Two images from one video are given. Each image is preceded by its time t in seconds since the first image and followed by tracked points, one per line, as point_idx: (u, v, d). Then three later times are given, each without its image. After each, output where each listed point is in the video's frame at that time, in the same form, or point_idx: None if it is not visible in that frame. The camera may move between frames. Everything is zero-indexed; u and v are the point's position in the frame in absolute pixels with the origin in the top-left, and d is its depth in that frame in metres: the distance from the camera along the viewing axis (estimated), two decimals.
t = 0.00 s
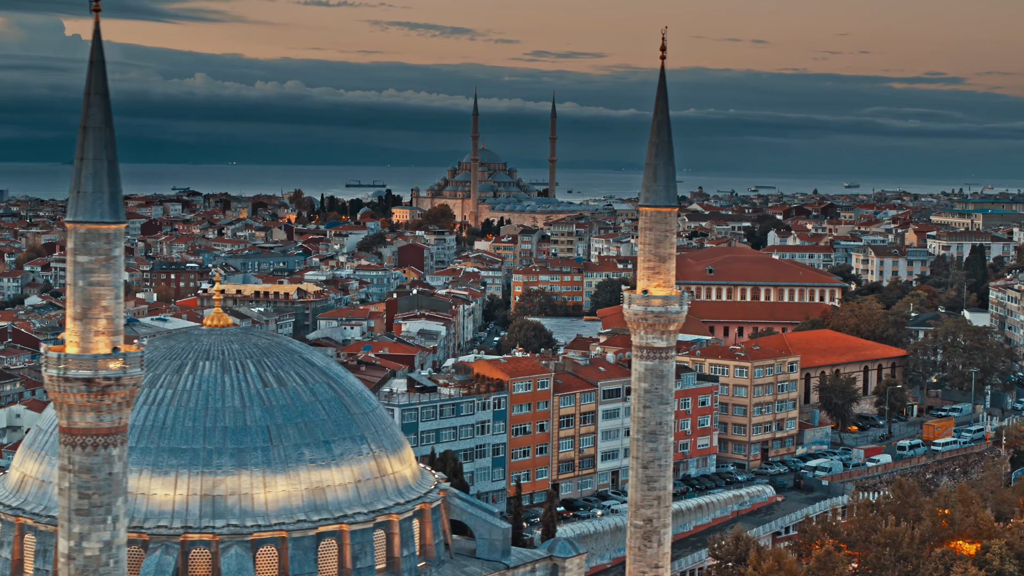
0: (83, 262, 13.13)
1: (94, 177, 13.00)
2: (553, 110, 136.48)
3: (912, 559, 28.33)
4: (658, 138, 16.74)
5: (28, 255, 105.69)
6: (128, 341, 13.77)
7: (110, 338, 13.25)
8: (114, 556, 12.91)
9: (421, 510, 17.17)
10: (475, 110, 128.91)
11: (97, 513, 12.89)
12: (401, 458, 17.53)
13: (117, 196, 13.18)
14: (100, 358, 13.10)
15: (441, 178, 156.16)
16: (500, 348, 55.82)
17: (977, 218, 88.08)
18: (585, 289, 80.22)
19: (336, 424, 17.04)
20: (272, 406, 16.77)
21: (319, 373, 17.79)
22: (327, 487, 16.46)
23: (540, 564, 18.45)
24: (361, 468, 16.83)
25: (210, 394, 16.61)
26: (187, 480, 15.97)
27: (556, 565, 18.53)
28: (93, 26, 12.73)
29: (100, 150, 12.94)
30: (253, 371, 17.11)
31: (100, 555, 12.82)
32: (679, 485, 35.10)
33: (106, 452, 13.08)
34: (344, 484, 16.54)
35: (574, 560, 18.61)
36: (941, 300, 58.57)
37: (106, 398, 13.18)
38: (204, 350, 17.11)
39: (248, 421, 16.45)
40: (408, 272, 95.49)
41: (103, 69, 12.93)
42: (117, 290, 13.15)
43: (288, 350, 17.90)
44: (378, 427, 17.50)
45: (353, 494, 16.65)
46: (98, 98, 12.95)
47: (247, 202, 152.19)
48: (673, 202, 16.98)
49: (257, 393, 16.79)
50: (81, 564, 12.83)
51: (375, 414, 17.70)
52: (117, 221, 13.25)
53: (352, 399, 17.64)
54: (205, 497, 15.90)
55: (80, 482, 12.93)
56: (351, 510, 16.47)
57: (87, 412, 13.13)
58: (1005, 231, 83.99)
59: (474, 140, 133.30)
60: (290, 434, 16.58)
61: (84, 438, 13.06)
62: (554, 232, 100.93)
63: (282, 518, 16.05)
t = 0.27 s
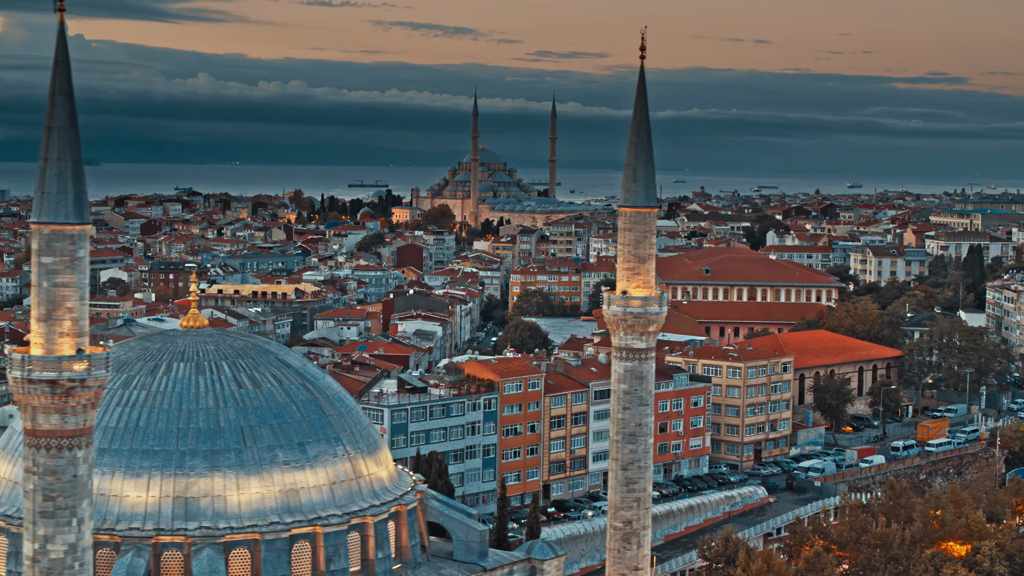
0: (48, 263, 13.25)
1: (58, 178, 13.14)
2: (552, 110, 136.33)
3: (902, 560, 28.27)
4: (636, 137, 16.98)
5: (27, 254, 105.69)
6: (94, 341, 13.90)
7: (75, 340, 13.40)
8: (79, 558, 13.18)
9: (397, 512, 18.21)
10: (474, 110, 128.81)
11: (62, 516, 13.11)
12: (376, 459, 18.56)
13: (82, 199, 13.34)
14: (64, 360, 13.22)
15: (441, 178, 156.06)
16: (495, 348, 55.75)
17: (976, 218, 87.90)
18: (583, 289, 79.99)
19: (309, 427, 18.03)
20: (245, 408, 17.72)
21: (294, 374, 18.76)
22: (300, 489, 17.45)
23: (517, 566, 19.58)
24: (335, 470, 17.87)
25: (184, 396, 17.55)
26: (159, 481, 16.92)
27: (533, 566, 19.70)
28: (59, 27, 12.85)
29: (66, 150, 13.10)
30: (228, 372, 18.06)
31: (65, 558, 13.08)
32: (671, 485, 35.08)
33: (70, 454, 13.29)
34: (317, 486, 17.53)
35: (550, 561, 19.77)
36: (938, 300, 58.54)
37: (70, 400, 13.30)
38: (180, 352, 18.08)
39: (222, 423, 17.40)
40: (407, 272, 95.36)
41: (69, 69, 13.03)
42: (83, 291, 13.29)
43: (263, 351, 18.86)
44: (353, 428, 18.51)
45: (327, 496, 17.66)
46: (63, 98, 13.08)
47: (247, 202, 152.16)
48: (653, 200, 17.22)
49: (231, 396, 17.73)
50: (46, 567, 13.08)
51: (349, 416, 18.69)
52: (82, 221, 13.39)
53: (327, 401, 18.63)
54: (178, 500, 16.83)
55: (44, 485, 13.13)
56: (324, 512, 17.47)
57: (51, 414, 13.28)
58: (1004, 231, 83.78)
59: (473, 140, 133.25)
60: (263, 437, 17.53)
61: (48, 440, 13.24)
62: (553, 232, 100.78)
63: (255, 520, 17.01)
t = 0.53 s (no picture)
0: (7, 263, 13.36)
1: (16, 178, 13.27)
2: (553, 110, 136.32)
3: (891, 562, 28.13)
4: (612, 138, 17.60)
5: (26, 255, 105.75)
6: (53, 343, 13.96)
7: (32, 341, 13.44)
8: (37, 561, 13.20)
9: (368, 514, 18.49)
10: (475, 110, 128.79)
11: (20, 519, 13.15)
12: (346, 462, 18.79)
13: (40, 198, 13.42)
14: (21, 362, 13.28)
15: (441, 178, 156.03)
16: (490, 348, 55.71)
17: (975, 219, 87.78)
18: (581, 289, 79.95)
19: (280, 428, 18.23)
20: (215, 409, 17.91)
21: (265, 376, 18.99)
22: (270, 491, 17.64)
23: (490, 569, 20.05)
24: (305, 472, 18.08)
25: (153, 397, 17.74)
26: (127, 483, 17.07)
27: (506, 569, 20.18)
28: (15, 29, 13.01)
29: (23, 150, 13.25)
30: (198, 374, 18.27)
31: (23, 561, 13.09)
32: (661, 487, 35.00)
33: (28, 456, 13.36)
34: (287, 488, 17.73)
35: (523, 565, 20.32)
36: (934, 300, 58.45)
37: (27, 401, 13.38)
38: (151, 354, 18.31)
39: (190, 424, 17.59)
40: (405, 272, 95.31)
41: (27, 70, 13.14)
42: (40, 292, 13.37)
43: (234, 354, 19.09)
44: (324, 431, 18.74)
45: (297, 498, 17.85)
46: (21, 98, 13.21)
47: (247, 202, 152.17)
48: (627, 202, 17.71)
49: (201, 397, 17.94)
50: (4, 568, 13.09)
51: (320, 418, 18.93)
52: (40, 222, 13.48)
53: (298, 403, 18.88)
54: (145, 502, 17.00)
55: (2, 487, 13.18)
56: (294, 514, 17.66)
57: (9, 415, 13.36)
58: (1003, 232, 83.67)
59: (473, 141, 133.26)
60: (232, 438, 17.73)
61: (6, 442, 13.30)
62: (551, 231, 100.68)
63: (223, 521, 17.18)
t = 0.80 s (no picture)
0: None
1: None
2: (553, 111, 136.25)
3: (881, 563, 28.06)
4: (591, 138, 18.18)
5: (24, 255, 105.77)
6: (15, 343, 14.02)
7: None
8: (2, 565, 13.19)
9: (343, 515, 18.82)
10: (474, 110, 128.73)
11: None
12: (321, 463, 19.14)
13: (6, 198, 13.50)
14: None
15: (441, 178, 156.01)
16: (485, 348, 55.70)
17: (974, 219, 87.66)
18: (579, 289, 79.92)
19: (254, 430, 18.58)
20: (189, 411, 18.26)
21: (240, 377, 19.36)
22: (243, 492, 17.97)
23: (468, 569, 20.26)
24: (279, 474, 18.41)
25: (127, 398, 18.09)
26: (99, 484, 17.38)
27: (484, 569, 20.38)
28: None
29: None
30: (172, 375, 18.64)
31: None
32: (652, 487, 34.92)
33: None
34: (260, 489, 18.06)
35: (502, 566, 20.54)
36: (931, 301, 58.37)
37: None
38: (125, 355, 18.68)
39: (164, 426, 17.94)
40: (403, 273, 95.24)
41: None
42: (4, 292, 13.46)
43: (209, 355, 19.47)
44: (298, 432, 19.10)
45: (270, 499, 18.17)
46: None
47: (247, 202, 152.11)
48: (606, 202, 18.20)
49: (174, 399, 18.29)
50: None
51: (295, 420, 19.28)
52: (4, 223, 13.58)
53: (274, 404, 19.23)
54: (117, 503, 17.31)
55: None
56: (267, 515, 17.98)
57: None
58: (1002, 232, 83.57)
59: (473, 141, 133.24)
60: (206, 439, 18.08)
61: None
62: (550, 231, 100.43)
63: (196, 523, 17.49)
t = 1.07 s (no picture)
0: None
1: None
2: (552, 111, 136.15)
3: (872, 564, 28.01)
4: (570, 139, 19.43)
5: (23, 254, 105.69)
6: None
7: None
8: None
9: (319, 517, 18.91)
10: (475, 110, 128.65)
11: None
12: (297, 463, 19.24)
13: None
14: None
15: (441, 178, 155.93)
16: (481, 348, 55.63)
17: (973, 219, 87.54)
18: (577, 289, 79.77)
19: (229, 430, 18.68)
20: (162, 411, 18.38)
21: (216, 377, 19.48)
22: (217, 493, 18.08)
23: (446, 570, 20.35)
24: (254, 475, 18.51)
25: (101, 399, 18.25)
26: (71, 485, 17.54)
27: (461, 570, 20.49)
28: None
29: None
30: (146, 375, 18.78)
31: None
32: (644, 488, 34.86)
33: None
34: (234, 490, 18.16)
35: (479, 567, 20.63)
36: (928, 301, 58.27)
37: None
38: (100, 356, 18.86)
39: (137, 426, 18.07)
40: (402, 273, 95.14)
41: None
42: None
43: (185, 355, 19.61)
44: (274, 433, 19.20)
45: (245, 500, 18.27)
46: None
47: (248, 202, 152.05)
48: (585, 201, 19.55)
49: (148, 399, 18.42)
50: None
51: (271, 420, 19.38)
52: None
53: (249, 404, 19.34)
54: (89, 504, 17.45)
55: None
56: (241, 516, 18.08)
57: None
58: (1001, 232, 83.47)
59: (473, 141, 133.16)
60: (179, 440, 18.19)
61: None
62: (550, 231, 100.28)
63: (168, 524, 17.60)
